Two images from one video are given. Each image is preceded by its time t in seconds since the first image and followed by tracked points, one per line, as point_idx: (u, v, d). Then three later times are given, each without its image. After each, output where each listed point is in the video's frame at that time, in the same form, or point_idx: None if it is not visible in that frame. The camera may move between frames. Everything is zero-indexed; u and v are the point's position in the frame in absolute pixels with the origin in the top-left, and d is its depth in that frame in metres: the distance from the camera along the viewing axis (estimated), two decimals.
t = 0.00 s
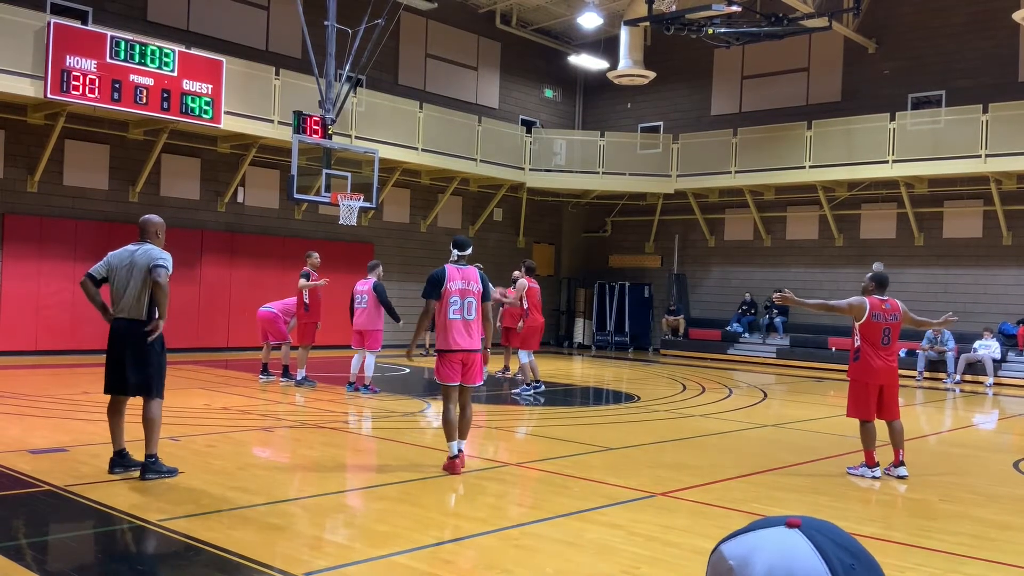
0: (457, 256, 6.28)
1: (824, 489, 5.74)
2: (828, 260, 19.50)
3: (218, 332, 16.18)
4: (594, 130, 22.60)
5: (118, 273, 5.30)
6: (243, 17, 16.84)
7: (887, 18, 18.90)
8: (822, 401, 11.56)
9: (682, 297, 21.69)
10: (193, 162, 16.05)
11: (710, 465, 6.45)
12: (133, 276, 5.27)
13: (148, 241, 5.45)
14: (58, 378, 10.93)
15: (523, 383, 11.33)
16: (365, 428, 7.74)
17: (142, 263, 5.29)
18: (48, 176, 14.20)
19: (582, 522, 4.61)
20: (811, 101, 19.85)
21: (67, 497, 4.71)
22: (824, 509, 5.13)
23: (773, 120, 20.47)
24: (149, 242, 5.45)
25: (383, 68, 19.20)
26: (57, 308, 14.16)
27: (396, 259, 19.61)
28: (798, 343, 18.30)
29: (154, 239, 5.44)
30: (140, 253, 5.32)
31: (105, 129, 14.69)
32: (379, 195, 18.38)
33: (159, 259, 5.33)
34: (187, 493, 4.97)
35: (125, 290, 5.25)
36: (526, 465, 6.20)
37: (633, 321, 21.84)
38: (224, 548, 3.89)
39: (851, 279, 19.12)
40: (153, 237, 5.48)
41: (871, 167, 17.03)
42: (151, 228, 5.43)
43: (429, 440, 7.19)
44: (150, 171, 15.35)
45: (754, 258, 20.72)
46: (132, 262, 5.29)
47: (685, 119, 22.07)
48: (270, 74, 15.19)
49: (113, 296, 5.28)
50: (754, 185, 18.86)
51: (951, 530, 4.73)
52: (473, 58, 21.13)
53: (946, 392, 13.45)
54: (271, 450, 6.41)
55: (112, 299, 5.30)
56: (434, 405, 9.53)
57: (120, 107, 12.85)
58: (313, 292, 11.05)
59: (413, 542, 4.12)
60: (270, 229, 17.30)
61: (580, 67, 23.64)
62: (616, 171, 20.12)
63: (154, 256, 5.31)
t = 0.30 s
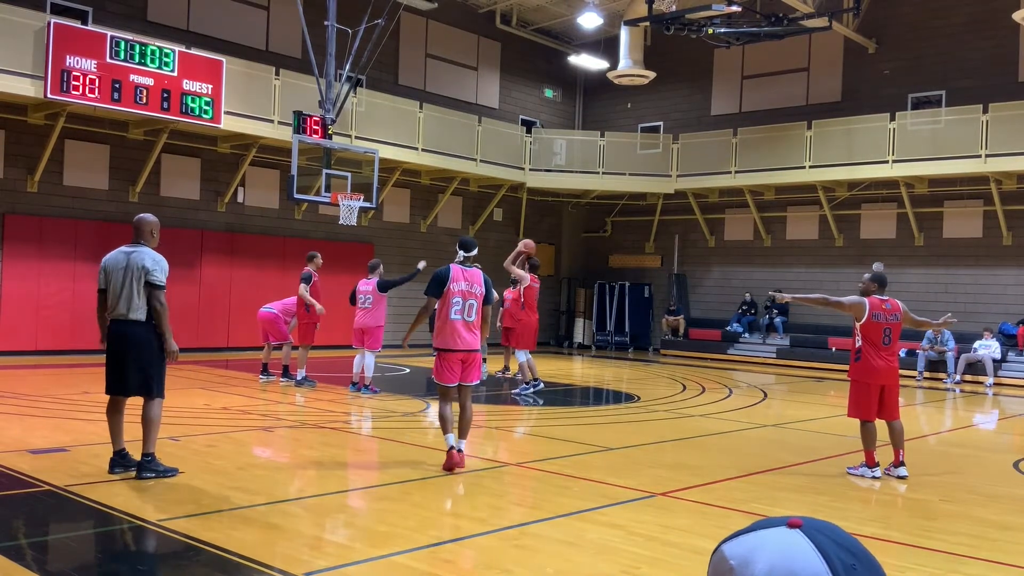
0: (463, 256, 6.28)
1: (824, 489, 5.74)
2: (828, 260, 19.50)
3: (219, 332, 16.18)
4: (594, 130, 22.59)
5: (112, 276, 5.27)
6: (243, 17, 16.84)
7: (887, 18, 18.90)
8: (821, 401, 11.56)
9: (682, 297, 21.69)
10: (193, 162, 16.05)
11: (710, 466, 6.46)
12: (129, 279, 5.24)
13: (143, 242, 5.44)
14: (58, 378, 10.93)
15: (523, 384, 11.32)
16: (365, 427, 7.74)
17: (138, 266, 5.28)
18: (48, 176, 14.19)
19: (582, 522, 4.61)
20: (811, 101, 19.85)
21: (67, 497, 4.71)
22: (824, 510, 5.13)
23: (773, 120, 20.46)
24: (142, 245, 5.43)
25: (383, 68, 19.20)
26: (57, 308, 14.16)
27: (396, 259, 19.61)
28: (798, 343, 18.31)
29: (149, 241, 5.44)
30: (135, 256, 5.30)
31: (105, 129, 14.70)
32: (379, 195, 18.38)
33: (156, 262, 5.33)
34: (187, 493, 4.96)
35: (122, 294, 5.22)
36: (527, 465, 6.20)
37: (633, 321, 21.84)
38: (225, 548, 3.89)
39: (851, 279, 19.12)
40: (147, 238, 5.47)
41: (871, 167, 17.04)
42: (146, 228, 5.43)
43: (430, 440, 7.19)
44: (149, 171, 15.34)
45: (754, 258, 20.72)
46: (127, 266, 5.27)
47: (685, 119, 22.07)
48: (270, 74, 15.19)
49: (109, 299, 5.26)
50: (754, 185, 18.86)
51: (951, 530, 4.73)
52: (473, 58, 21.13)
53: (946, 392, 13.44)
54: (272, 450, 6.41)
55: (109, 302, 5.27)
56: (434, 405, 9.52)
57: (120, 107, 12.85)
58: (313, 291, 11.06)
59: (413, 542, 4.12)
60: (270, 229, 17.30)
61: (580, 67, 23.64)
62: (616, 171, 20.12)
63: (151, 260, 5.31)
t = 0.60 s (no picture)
0: (463, 257, 6.28)
1: (824, 489, 5.74)
2: (828, 260, 19.49)
3: (219, 332, 16.18)
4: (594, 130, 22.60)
5: (112, 277, 5.26)
6: (243, 17, 16.84)
7: (887, 18, 18.90)
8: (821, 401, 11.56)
9: (682, 298, 21.69)
10: (193, 162, 16.05)
11: (710, 465, 6.46)
12: (130, 278, 5.25)
13: (138, 242, 5.44)
14: (58, 378, 10.93)
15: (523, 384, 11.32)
16: (365, 428, 7.74)
17: (138, 266, 5.29)
18: (48, 176, 14.20)
19: (582, 522, 4.61)
20: (811, 101, 19.85)
21: (67, 497, 4.71)
22: (824, 509, 5.13)
23: (774, 120, 20.45)
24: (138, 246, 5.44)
25: (383, 68, 19.19)
26: (57, 308, 14.16)
27: (396, 259, 19.61)
28: (798, 343, 18.31)
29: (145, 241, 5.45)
30: (133, 256, 5.31)
31: (105, 129, 14.70)
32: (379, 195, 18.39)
33: (154, 262, 5.36)
34: (187, 492, 4.96)
35: (123, 293, 5.23)
36: (527, 465, 6.20)
37: (633, 321, 21.84)
38: (225, 548, 3.88)
39: (851, 279, 19.12)
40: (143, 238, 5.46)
41: (871, 167, 17.03)
42: (142, 228, 5.42)
43: (430, 440, 7.18)
44: (149, 170, 15.34)
45: (754, 258, 20.72)
46: (127, 266, 5.27)
47: (685, 119, 22.07)
48: (269, 74, 15.19)
49: (109, 299, 5.25)
50: (754, 185, 18.86)
51: (951, 530, 4.73)
52: (473, 58, 21.13)
53: (946, 392, 13.44)
54: (271, 450, 6.41)
55: (108, 302, 5.27)
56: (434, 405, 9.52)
57: (119, 107, 12.85)
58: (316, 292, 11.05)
59: (413, 542, 4.12)
60: (270, 229, 17.30)
61: (580, 67, 23.64)
62: (616, 171, 20.12)
63: (150, 260, 5.33)
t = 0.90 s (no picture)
0: (457, 257, 6.27)
1: (824, 489, 5.74)
2: (828, 261, 19.49)
3: (219, 332, 16.18)
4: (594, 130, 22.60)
5: (113, 278, 5.26)
6: (243, 17, 16.84)
7: (888, 17, 18.90)
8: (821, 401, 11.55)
9: (682, 298, 21.68)
10: (193, 162, 16.05)
11: (711, 466, 6.46)
12: (132, 279, 5.26)
13: (137, 242, 5.43)
14: (58, 378, 10.94)
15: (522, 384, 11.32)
16: (365, 428, 7.74)
17: (140, 266, 5.29)
18: (47, 176, 14.19)
19: (582, 522, 4.61)
20: (811, 101, 19.85)
21: (67, 497, 4.71)
22: (824, 510, 5.13)
23: (774, 120, 20.44)
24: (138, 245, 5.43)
25: (383, 68, 19.19)
26: (57, 308, 14.16)
27: (396, 259, 19.61)
28: (798, 343, 18.31)
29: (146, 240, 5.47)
30: (135, 256, 5.30)
31: (105, 129, 14.70)
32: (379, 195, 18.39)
33: (155, 262, 5.36)
34: (187, 493, 4.96)
35: (124, 294, 5.24)
36: (526, 465, 6.20)
37: (633, 321, 21.85)
38: (224, 548, 3.88)
39: (851, 279, 19.12)
40: (141, 237, 5.45)
41: (871, 167, 17.03)
42: (140, 228, 5.41)
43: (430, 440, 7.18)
44: (149, 170, 15.34)
45: (754, 258, 20.72)
46: (128, 266, 5.28)
47: (685, 119, 22.07)
48: (270, 74, 15.19)
49: (110, 300, 5.26)
50: (754, 185, 18.86)
51: (951, 530, 4.73)
52: (473, 58, 21.13)
53: (946, 392, 13.44)
54: (271, 450, 6.40)
55: (109, 302, 5.27)
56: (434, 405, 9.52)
57: (119, 107, 12.85)
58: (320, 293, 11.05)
59: (413, 542, 4.12)
60: (270, 229, 17.30)
61: (580, 67, 23.63)
62: (616, 171, 20.11)
63: (151, 260, 5.33)
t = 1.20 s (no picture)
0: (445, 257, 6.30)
1: (824, 489, 5.75)
2: (828, 261, 19.50)
3: (219, 332, 16.19)
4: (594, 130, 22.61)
5: (113, 278, 5.27)
6: (243, 17, 16.85)
7: (888, 17, 18.89)
8: (821, 401, 11.56)
9: (682, 298, 21.69)
10: (193, 162, 16.05)
11: (710, 466, 6.46)
12: (133, 278, 5.27)
13: (138, 241, 5.44)
14: (58, 378, 10.94)
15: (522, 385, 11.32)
16: (365, 428, 7.76)
17: (141, 265, 5.30)
18: (47, 176, 14.19)
19: (583, 522, 4.61)
20: (811, 101, 19.85)
21: (67, 498, 4.71)
22: (824, 509, 5.14)
23: (774, 120, 20.44)
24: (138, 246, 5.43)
25: (383, 68, 19.20)
26: (57, 308, 14.16)
27: (395, 259, 19.61)
28: (798, 343, 18.31)
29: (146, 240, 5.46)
30: (136, 256, 5.30)
31: (105, 129, 14.70)
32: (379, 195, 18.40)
33: (156, 261, 5.36)
34: (186, 493, 4.96)
35: (125, 293, 5.24)
36: (526, 464, 6.20)
37: (633, 321, 21.85)
38: (225, 548, 3.88)
39: (851, 279, 19.12)
40: (141, 237, 5.46)
41: (871, 167, 17.04)
42: (141, 227, 5.41)
43: (429, 440, 7.19)
44: (149, 170, 15.34)
45: (755, 258, 20.72)
46: (130, 266, 5.28)
47: (685, 120, 22.07)
48: (270, 74, 15.19)
49: (111, 300, 5.26)
50: (754, 185, 18.87)
51: (951, 530, 4.73)
52: (473, 58, 21.13)
53: (946, 392, 13.44)
54: (271, 450, 6.41)
55: (109, 302, 5.28)
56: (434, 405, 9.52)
57: (120, 107, 12.85)
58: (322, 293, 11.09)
59: (414, 542, 4.12)
60: (270, 229, 17.30)
61: (580, 67, 23.63)
62: (616, 171, 20.11)
63: (152, 259, 5.33)
